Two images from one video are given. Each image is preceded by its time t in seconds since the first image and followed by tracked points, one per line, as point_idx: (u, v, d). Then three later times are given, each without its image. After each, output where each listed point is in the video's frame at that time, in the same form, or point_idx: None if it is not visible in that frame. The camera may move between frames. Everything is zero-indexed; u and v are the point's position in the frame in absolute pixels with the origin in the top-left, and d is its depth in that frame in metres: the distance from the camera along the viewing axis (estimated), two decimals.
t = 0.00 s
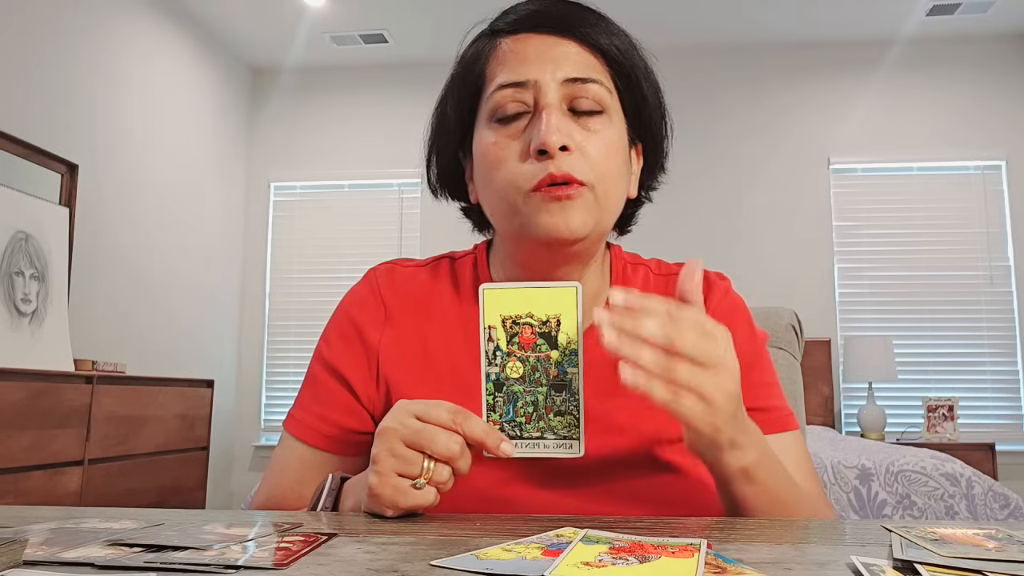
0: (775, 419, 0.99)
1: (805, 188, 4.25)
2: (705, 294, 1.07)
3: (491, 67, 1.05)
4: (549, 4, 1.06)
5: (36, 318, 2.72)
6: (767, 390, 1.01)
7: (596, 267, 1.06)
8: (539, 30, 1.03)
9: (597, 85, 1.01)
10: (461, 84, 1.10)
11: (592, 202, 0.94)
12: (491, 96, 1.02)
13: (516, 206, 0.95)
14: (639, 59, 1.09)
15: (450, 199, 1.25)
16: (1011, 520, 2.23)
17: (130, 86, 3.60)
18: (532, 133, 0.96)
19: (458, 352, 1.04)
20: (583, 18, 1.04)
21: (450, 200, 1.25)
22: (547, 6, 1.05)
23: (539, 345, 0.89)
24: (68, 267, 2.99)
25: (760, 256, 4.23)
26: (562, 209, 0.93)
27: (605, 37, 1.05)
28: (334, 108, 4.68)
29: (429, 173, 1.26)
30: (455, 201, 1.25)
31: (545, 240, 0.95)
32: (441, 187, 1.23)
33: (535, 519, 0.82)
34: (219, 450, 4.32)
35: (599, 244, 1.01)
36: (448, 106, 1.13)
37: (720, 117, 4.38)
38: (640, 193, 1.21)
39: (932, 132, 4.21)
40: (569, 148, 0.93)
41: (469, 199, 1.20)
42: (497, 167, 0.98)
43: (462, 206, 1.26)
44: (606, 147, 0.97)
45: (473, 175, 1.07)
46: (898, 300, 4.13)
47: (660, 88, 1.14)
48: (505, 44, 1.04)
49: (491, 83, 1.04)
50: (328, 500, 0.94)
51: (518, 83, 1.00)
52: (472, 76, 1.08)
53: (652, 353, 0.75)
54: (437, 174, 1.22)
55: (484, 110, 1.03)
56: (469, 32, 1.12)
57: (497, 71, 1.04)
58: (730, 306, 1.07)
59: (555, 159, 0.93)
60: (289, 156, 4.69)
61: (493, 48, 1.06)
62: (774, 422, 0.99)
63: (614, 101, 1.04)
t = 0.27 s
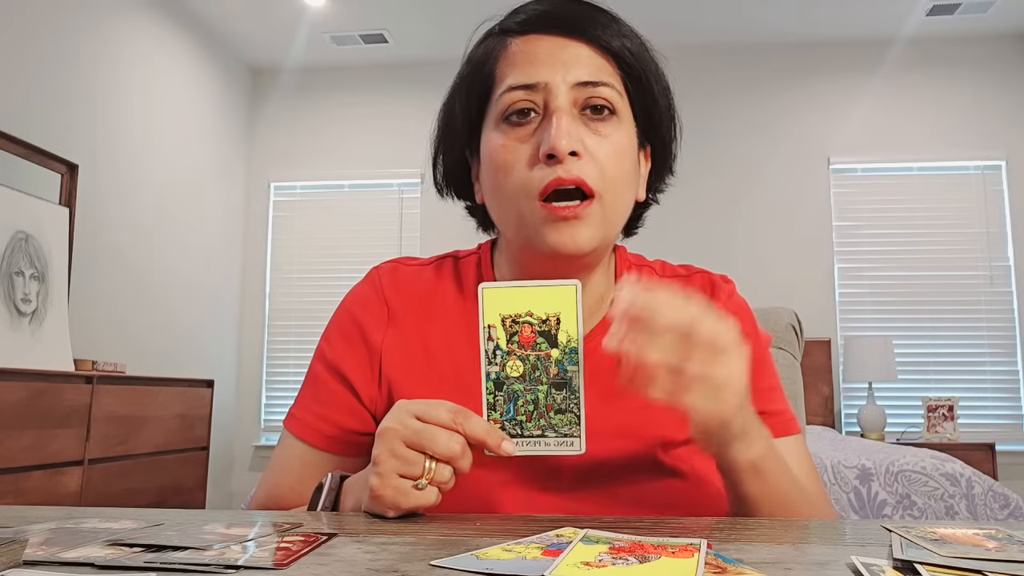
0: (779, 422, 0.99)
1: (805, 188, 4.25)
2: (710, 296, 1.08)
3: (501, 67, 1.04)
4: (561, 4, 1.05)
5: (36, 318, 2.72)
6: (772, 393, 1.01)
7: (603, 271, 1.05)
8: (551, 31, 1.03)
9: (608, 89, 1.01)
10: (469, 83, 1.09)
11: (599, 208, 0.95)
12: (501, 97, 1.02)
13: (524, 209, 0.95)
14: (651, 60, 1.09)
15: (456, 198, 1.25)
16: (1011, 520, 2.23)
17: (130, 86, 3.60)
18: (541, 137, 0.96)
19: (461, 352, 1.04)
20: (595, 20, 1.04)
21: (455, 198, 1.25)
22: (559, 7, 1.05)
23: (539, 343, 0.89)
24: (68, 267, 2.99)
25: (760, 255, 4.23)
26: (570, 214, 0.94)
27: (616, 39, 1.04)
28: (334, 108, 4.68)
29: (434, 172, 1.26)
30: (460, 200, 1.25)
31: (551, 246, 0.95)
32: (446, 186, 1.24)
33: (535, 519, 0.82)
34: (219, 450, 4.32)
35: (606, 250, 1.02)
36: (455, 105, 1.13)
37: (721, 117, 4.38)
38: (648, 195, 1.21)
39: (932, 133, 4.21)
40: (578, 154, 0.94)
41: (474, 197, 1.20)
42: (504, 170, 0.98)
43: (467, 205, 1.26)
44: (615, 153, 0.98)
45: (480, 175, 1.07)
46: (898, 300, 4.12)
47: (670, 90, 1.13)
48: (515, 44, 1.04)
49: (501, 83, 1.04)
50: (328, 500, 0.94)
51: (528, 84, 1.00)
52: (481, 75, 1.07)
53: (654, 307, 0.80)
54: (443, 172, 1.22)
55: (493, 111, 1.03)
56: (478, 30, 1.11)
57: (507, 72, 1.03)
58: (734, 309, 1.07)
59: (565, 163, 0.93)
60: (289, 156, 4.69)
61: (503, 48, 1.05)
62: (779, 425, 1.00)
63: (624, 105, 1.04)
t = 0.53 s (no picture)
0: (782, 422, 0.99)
1: (805, 188, 4.25)
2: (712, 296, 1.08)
3: (501, 67, 1.04)
4: (561, 4, 1.05)
5: (36, 318, 2.72)
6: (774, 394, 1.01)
7: (603, 273, 1.05)
8: (552, 32, 1.03)
9: (609, 91, 1.01)
10: (469, 82, 1.09)
11: (599, 211, 0.95)
12: (501, 99, 1.02)
13: (524, 212, 0.95)
14: (652, 60, 1.08)
15: (456, 198, 1.25)
16: (1011, 520, 2.23)
17: (130, 87, 3.60)
18: (541, 139, 0.96)
19: (461, 353, 1.04)
20: (596, 19, 1.04)
21: (456, 198, 1.25)
22: (560, 6, 1.05)
23: (537, 340, 0.89)
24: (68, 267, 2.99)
25: (760, 255, 4.23)
26: (570, 218, 0.93)
27: (618, 40, 1.04)
28: (334, 108, 4.68)
29: (435, 172, 1.26)
30: (461, 200, 1.25)
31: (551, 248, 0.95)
32: (447, 186, 1.24)
33: (535, 518, 0.82)
34: (219, 450, 4.32)
35: (605, 252, 1.02)
36: (456, 103, 1.13)
37: (721, 118, 4.38)
38: (649, 194, 1.21)
39: (932, 133, 4.21)
40: (579, 156, 0.93)
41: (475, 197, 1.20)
42: (504, 172, 0.98)
43: (468, 205, 1.26)
44: (616, 155, 0.98)
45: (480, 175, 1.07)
46: (898, 300, 4.13)
47: (671, 89, 1.13)
48: (516, 44, 1.04)
49: (501, 84, 1.04)
50: (328, 500, 0.94)
51: (529, 86, 1.00)
52: (481, 75, 1.07)
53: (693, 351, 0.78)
54: (443, 172, 1.22)
55: (494, 112, 1.03)
56: (478, 29, 1.11)
57: (508, 72, 1.03)
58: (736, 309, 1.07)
59: (565, 166, 0.93)
60: (289, 156, 4.69)
61: (504, 48, 1.05)
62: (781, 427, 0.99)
63: (625, 105, 1.04)
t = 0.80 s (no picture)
0: (782, 423, 0.99)
1: (804, 188, 4.25)
2: (712, 297, 1.08)
3: (501, 68, 1.04)
4: (561, 4, 1.05)
5: (36, 318, 2.72)
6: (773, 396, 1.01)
7: (603, 273, 1.05)
8: (551, 32, 1.03)
9: (608, 91, 1.01)
10: (469, 82, 1.09)
11: (600, 209, 0.95)
12: (500, 99, 1.02)
13: (524, 213, 0.95)
14: (652, 60, 1.08)
15: (457, 197, 1.25)
16: (1011, 520, 2.23)
17: (130, 87, 3.60)
18: (540, 138, 0.96)
19: (461, 353, 1.04)
20: (596, 20, 1.03)
21: (456, 198, 1.25)
22: (560, 7, 1.04)
23: (537, 341, 0.89)
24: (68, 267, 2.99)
25: (760, 255, 4.23)
26: (570, 218, 0.93)
27: (617, 41, 1.04)
28: (334, 108, 4.68)
29: (435, 171, 1.26)
30: (461, 200, 1.25)
31: (551, 246, 0.95)
32: (447, 185, 1.23)
33: (534, 519, 0.82)
34: (219, 450, 4.32)
35: (606, 250, 1.01)
36: (456, 103, 1.13)
37: (720, 118, 4.38)
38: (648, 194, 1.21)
39: (932, 133, 4.21)
40: (578, 156, 0.93)
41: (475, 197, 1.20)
42: (504, 172, 0.98)
43: (468, 204, 1.26)
44: (616, 153, 0.98)
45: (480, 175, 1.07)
46: (898, 300, 4.12)
47: (671, 89, 1.13)
48: (515, 44, 1.04)
49: (500, 85, 1.04)
50: (328, 500, 0.94)
51: (527, 87, 1.00)
52: (481, 75, 1.07)
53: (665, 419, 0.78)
54: (444, 172, 1.22)
55: (493, 112, 1.03)
56: (479, 29, 1.11)
57: (507, 73, 1.03)
58: (736, 311, 1.07)
59: (564, 166, 0.93)
60: (289, 156, 4.69)
61: (503, 48, 1.05)
62: (781, 430, 0.99)
63: (625, 105, 1.03)
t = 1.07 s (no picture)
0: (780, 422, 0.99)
1: (804, 188, 4.25)
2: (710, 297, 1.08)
3: (498, 71, 1.05)
4: (557, 7, 1.05)
5: (36, 318, 2.72)
6: (770, 395, 1.01)
7: (602, 271, 1.05)
8: (547, 35, 1.03)
9: (605, 92, 1.01)
10: (467, 85, 1.10)
11: (597, 210, 0.95)
12: (497, 103, 1.02)
13: (522, 215, 0.95)
14: (648, 61, 1.08)
15: (456, 197, 1.25)
16: (1011, 520, 2.23)
17: (130, 86, 3.60)
18: (537, 140, 0.96)
19: (461, 353, 1.04)
20: (592, 23, 1.03)
21: (456, 198, 1.25)
22: (556, 9, 1.04)
23: (536, 341, 0.89)
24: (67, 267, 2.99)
25: (760, 255, 4.23)
26: (567, 218, 0.93)
27: (613, 42, 1.04)
28: (334, 108, 4.68)
29: (435, 171, 1.26)
30: (461, 200, 1.25)
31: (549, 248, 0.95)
32: (447, 185, 1.23)
33: (534, 518, 0.82)
34: (219, 450, 4.32)
35: (604, 249, 1.02)
36: (455, 104, 1.13)
37: (720, 118, 4.38)
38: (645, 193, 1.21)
39: (932, 133, 4.21)
40: (575, 158, 0.94)
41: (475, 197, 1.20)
42: (502, 174, 0.98)
43: (468, 204, 1.26)
44: (612, 154, 0.98)
45: (479, 176, 1.07)
46: (898, 300, 4.12)
47: (667, 89, 1.13)
48: (512, 47, 1.04)
49: (497, 88, 1.04)
50: (328, 500, 0.94)
51: (524, 89, 1.00)
52: (478, 78, 1.08)
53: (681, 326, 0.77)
54: (443, 172, 1.22)
55: (490, 115, 1.03)
56: (477, 31, 1.11)
57: (504, 76, 1.03)
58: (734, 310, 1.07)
59: (560, 168, 0.93)
60: (289, 156, 4.69)
61: (500, 51, 1.05)
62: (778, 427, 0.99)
63: (621, 106, 1.03)
